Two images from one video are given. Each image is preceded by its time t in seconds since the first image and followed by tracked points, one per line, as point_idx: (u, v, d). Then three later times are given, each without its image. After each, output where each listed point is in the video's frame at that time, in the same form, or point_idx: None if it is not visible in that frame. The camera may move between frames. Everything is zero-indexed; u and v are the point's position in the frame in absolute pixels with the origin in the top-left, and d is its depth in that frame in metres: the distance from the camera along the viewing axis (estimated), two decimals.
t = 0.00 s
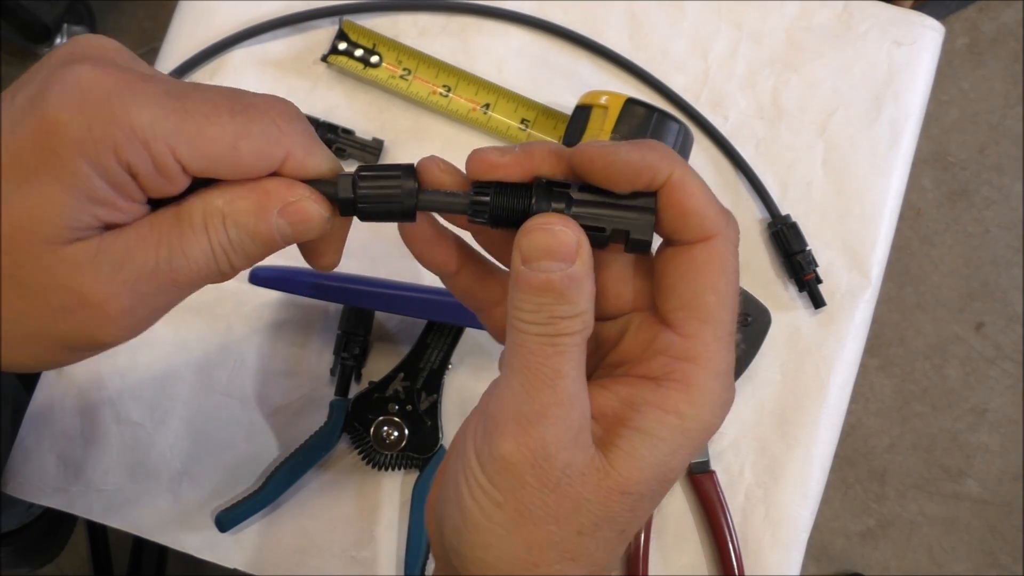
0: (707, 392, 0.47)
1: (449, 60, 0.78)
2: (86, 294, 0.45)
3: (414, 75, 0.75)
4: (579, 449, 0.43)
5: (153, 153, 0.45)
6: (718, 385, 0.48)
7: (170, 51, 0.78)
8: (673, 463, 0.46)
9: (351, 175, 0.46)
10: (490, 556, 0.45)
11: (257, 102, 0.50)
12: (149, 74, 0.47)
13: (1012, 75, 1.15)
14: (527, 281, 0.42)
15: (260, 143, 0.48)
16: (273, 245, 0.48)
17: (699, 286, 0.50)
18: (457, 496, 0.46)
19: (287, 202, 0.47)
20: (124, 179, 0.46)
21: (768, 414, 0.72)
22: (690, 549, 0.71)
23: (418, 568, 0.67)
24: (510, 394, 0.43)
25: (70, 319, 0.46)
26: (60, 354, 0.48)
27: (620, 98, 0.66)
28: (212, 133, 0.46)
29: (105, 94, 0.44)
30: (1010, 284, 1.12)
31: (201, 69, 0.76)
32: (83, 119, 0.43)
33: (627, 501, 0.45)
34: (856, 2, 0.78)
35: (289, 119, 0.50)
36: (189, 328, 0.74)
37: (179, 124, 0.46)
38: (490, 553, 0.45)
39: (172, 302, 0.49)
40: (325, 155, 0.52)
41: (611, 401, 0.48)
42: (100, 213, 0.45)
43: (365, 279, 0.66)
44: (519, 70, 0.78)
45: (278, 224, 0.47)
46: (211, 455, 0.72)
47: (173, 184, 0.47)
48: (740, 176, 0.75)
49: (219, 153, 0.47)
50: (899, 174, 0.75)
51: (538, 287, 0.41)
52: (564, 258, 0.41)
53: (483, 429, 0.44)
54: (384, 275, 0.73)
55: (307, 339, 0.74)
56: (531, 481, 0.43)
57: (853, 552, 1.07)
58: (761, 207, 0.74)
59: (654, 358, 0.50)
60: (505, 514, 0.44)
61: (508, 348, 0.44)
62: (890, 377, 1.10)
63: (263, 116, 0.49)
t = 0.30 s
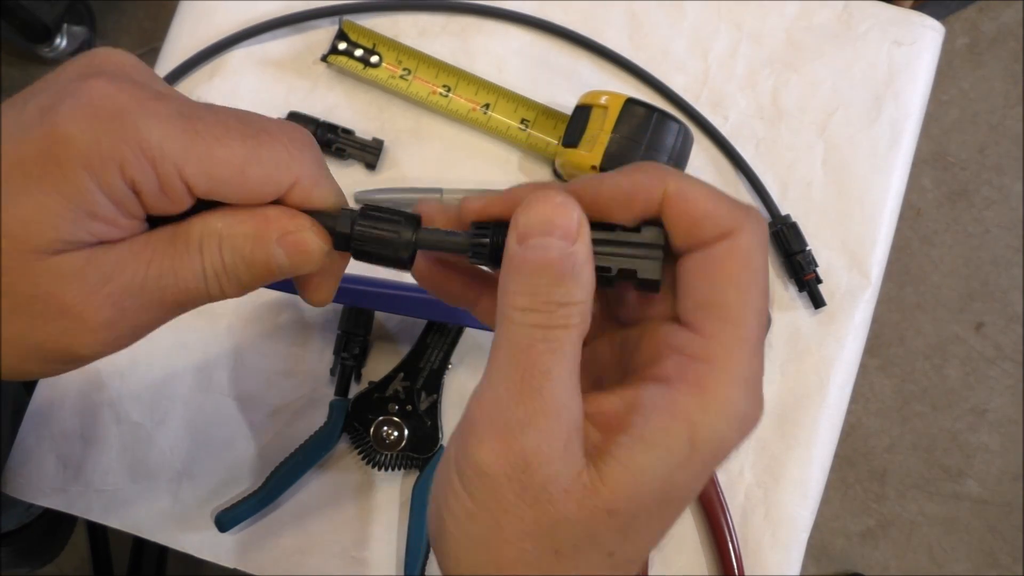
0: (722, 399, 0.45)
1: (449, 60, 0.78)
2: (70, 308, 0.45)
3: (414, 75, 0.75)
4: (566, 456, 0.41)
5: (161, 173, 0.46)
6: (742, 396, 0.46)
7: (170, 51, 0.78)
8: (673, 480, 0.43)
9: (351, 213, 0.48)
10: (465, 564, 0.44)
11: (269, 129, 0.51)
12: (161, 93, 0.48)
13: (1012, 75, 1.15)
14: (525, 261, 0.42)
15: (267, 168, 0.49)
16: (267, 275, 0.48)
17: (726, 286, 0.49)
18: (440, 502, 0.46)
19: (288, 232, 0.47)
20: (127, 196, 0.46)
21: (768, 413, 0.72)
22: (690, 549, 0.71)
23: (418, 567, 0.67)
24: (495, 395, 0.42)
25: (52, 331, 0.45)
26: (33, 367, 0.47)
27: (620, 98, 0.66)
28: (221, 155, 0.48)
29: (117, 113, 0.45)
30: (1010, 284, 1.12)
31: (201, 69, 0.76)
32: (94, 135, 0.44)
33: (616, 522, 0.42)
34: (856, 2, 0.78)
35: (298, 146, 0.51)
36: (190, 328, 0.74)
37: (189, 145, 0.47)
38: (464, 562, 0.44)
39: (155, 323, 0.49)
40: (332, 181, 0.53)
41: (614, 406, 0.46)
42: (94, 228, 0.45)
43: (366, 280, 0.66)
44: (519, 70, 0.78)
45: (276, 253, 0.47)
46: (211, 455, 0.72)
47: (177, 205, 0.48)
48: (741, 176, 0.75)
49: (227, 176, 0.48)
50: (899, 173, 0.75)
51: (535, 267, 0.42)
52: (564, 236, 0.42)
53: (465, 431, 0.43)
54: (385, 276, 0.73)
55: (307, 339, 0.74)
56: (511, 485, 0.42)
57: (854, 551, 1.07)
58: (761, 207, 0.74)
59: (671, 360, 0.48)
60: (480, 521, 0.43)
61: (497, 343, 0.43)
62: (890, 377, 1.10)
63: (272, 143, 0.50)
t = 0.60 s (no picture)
0: (682, 309, 0.46)
1: (449, 60, 0.78)
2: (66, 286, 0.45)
3: (414, 75, 0.75)
4: (569, 404, 0.42)
5: (167, 161, 0.46)
6: (694, 294, 0.47)
7: (170, 51, 0.78)
8: (656, 395, 0.44)
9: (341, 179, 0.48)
10: (476, 518, 0.45)
11: (265, 105, 0.51)
12: (163, 83, 0.48)
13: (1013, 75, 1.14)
14: (536, 219, 0.41)
15: (273, 147, 0.49)
16: (254, 243, 0.50)
17: (678, 182, 0.49)
18: (445, 457, 0.46)
19: (268, 196, 0.48)
20: (131, 185, 0.46)
21: (768, 413, 0.72)
22: (690, 549, 0.71)
23: (418, 569, 0.67)
24: (501, 348, 0.43)
25: (41, 306, 0.46)
26: (25, 343, 0.47)
27: (620, 98, 0.66)
28: (227, 138, 0.48)
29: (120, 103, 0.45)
30: (1011, 284, 1.12)
31: (201, 69, 0.76)
32: (97, 126, 0.44)
33: (612, 450, 0.43)
34: (856, 2, 0.78)
35: (301, 126, 0.51)
36: (190, 328, 0.74)
37: (194, 132, 0.47)
38: (475, 519, 0.45)
39: (147, 294, 0.50)
40: (327, 153, 0.53)
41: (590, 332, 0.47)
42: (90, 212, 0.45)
43: (365, 279, 0.66)
44: (519, 70, 0.78)
45: (257, 217, 0.48)
46: (211, 453, 0.72)
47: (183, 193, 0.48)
48: (741, 175, 0.75)
49: (233, 159, 0.48)
50: (899, 173, 0.75)
51: (546, 224, 0.41)
52: (575, 197, 0.41)
53: (473, 386, 0.44)
54: (385, 275, 0.73)
55: (307, 339, 0.74)
56: (519, 440, 0.43)
57: (854, 552, 1.07)
58: (761, 207, 0.74)
59: (627, 275, 0.48)
60: (490, 475, 0.44)
61: (508, 297, 0.43)
62: (890, 377, 1.10)
63: (275, 121, 0.50)
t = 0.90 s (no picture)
0: (665, 332, 0.46)
1: (449, 60, 0.78)
2: (90, 303, 0.46)
3: (414, 75, 0.75)
4: (554, 421, 0.42)
5: (183, 172, 0.46)
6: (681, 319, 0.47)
7: (170, 51, 0.78)
8: (637, 412, 0.45)
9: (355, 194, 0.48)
10: (456, 527, 0.44)
11: (284, 120, 0.51)
12: (180, 96, 0.48)
13: (1013, 75, 1.14)
14: (528, 242, 0.42)
15: (287, 161, 0.49)
16: (277, 258, 0.49)
17: (678, 218, 0.48)
18: (429, 465, 0.46)
19: (290, 211, 0.47)
20: (150, 197, 0.46)
21: (768, 413, 0.72)
22: (690, 548, 0.71)
23: (417, 569, 0.66)
24: (488, 360, 0.43)
25: (71, 325, 0.46)
26: (58, 361, 0.48)
27: (620, 98, 0.66)
28: (242, 152, 0.47)
29: (139, 114, 0.44)
30: (1011, 284, 1.12)
31: (201, 69, 0.76)
32: (116, 138, 0.44)
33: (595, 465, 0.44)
34: (856, 2, 0.78)
35: (315, 141, 0.51)
36: (190, 328, 0.74)
37: (211, 143, 0.46)
38: (456, 527, 0.44)
39: (175, 311, 0.50)
40: (337, 166, 0.53)
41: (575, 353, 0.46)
42: (114, 229, 0.45)
43: (366, 279, 0.66)
44: (519, 70, 0.78)
45: (281, 232, 0.47)
46: (211, 454, 0.72)
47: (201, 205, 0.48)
48: (740, 176, 0.75)
49: (248, 172, 0.48)
50: (899, 173, 0.75)
51: (537, 247, 0.41)
52: (569, 220, 0.41)
53: (459, 395, 0.44)
54: (384, 276, 0.73)
55: (307, 339, 0.74)
56: (503, 454, 0.42)
57: (853, 552, 1.07)
58: (761, 207, 0.74)
59: (616, 297, 0.47)
60: (472, 485, 0.43)
61: (497, 313, 0.44)
62: (889, 377, 1.11)
63: (291, 135, 0.50)
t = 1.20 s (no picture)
0: (649, 331, 0.46)
1: (449, 60, 0.78)
2: (86, 309, 0.46)
3: (414, 75, 0.75)
4: (541, 416, 0.42)
5: (180, 174, 0.46)
6: (664, 318, 0.48)
7: (170, 51, 0.78)
8: (622, 410, 0.45)
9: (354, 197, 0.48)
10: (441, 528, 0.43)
11: (283, 126, 0.51)
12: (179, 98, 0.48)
13: (1013, 75, 1.14)
14: (512, 235, 0.42)
15: (285, 167, 0.49)
16: (276, 266, 0.49)
17: (664, 218, 0.49)
18: (412, 468, 0.45)
19: (291, 220, 0.47)
20: (146, 201, 0.46)
21: (768, 413, 0.72)
22: (689, 548, 0.71)
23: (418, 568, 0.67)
24: (472, 358, 0.42)
25: (66, 331, 0.46)
26: (52, 366, 0.48)
27: (620, 98, 0.66)
28: (239, 156, 0.47)
29: (137, 118, 0.45)
30: (1011, 284, 1.12)
31: (200, 70, 0.76)
32: (114, 142, 0.44)
33: (581, 461, 0.44)
34: (856, 2, 0.78)
35: (313, 146, 0.51)
36: (190, 328, 0.74)
37: (208, 147, 0.47)
38: (443, 530, 0.43)
39: (172, 318, 0.50)
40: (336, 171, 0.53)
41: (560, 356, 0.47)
42: (111, 233, 0.46)
43: (366, 279, 0.66)
44: (519, 71, 0.78)
45: (281, 241, 0.47)
46: (211, 454, 0.72)
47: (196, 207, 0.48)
48: (740, 176, 0.75)
49: (245, 177, 0.48)
50: (899, 173, 0.75)
51: (520, 240, 0.42)
52: (552, 215, 0.42)
53: (444, 394, 0.43)
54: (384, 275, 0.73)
55: (307, 339, 0.74)
56: (489, 451, 0.42)
57: (854, 551, 1.07)
58: (761, 207, 0.74)
59: (600, 298, 0.48)
60: (457, 484, 0.43)
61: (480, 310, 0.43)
62: (889, 377, 1.11)
63: (289, 140, 0.50)
